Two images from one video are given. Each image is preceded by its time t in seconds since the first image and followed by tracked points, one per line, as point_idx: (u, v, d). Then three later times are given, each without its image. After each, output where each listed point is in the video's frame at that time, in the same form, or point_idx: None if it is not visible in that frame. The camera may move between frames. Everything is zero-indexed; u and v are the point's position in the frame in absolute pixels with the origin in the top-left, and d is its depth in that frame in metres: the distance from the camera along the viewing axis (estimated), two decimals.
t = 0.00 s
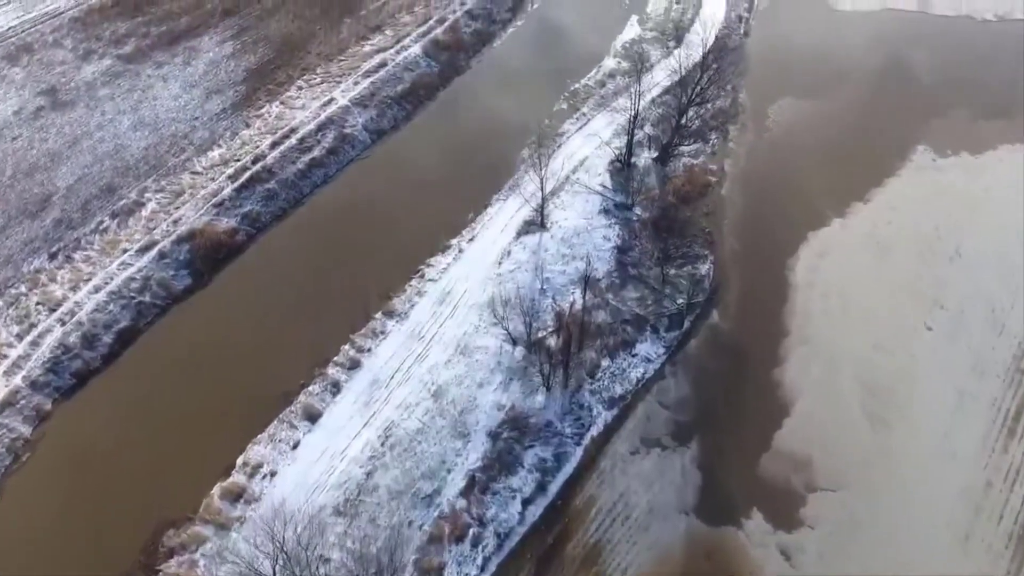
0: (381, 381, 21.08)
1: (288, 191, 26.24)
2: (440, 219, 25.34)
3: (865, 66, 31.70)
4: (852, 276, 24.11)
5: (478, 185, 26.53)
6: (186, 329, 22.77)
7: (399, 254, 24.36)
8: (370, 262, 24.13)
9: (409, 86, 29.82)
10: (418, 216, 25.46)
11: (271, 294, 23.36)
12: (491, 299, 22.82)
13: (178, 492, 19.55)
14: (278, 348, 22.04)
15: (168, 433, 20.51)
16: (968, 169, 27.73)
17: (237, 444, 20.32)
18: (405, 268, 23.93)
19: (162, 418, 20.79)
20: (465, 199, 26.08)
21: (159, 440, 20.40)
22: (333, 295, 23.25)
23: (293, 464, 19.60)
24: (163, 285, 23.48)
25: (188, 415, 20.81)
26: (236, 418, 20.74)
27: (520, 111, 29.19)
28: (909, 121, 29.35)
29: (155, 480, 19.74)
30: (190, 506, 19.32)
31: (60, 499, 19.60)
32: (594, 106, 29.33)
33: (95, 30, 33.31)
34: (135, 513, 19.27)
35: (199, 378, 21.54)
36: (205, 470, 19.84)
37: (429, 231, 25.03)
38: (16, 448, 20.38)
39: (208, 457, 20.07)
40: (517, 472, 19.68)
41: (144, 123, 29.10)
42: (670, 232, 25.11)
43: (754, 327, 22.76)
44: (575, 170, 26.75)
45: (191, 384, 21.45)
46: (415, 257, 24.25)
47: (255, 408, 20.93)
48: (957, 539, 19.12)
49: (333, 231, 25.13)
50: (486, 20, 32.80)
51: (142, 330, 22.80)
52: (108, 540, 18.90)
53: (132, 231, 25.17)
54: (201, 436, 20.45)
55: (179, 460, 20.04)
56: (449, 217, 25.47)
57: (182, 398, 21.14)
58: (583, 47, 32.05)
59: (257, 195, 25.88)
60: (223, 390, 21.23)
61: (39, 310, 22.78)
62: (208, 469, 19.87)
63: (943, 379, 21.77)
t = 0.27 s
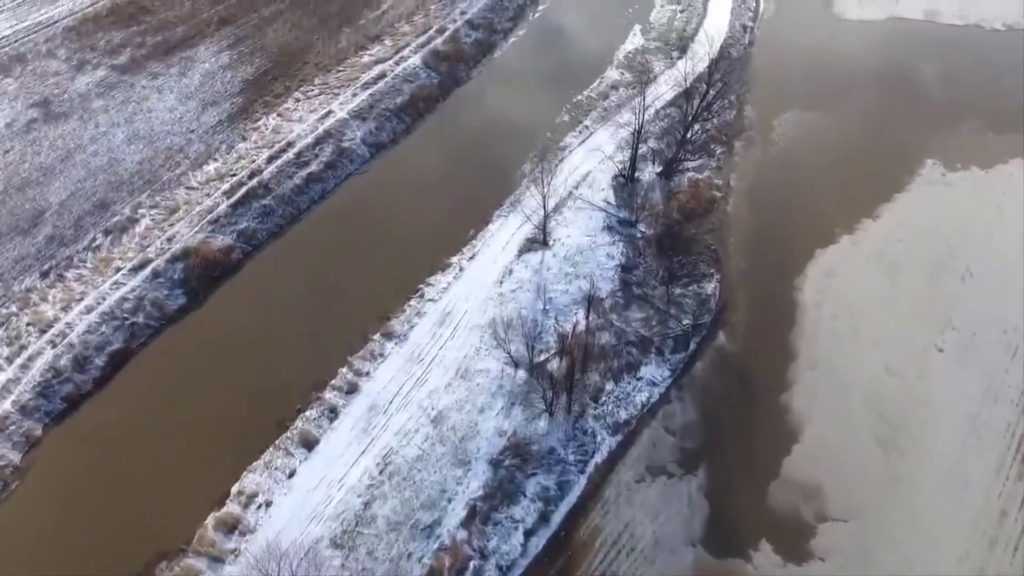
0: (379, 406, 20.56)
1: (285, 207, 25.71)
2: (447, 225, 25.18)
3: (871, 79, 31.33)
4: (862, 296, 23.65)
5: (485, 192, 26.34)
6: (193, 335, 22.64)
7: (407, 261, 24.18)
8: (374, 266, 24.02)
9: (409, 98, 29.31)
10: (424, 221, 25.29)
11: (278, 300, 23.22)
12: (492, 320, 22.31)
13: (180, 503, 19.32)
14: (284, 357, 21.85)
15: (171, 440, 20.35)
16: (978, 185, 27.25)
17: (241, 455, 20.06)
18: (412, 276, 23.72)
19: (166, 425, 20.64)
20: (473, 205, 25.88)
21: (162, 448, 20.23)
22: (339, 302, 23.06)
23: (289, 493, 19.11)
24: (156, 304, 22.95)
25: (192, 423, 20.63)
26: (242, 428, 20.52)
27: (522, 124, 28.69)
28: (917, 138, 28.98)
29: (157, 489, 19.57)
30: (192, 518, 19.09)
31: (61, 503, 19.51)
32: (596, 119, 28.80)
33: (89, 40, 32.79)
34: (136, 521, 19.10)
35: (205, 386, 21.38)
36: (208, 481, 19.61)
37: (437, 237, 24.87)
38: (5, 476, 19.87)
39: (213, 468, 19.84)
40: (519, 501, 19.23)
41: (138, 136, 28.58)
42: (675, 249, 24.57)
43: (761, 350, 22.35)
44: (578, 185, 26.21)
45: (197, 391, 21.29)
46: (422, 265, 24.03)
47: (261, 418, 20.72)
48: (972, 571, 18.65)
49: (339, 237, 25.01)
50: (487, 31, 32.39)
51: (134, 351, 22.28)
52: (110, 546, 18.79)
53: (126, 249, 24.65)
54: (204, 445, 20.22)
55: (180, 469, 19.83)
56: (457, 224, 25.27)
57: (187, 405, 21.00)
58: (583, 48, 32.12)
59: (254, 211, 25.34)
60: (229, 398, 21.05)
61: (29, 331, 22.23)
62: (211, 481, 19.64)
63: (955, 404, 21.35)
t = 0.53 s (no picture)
0: (378, 429, 20.10)
1: (283, 221, 25.25)
2: (451, 235, 24.82)
3: (877, 89, 30.94)
4: (871, 315, 23.32)
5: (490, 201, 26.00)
6: (195, 345, 22.38)
7: (412, 271, 23.88)
8: (378, 272, 23.82)
9: (409, 109, 28.87)
10: (428, 230, 24.98)
11: (281, 308, 22.99)
12: (494, 340, 21.86)
13: (181, 516, 19.02)
14: (286, 368, 21.55)
15: (173, 450, 20.07)
16: (988, 197, 26.79)
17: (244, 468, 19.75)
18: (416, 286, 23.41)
19: (168, 435, 20.38)
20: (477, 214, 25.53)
21: (164, 458, 19.96)
22: (343, 313, 22.78)
23: (286, 521, 18.65)
24: (151, 323, 22.48)
25: (196, 429, 20.43)
26: (244, 439, 20.20)
27: (524, 135, 28.23)
28: (925, 149, 28.56)
29: (158, 500, 19.29)
30: (194, 532, 18.80)
31: (65, 505, 19.39)
32: (598, 130, 28.33)
33: (84, 48, 32.32)
34: (137, 533, 18.82)
35: (206, 396, 21.11)
36: (209, 495, 19.31)
37: (441, 247, 24.54)
38: None
39: (215, 481, 19.52)
40: (522, 528, 18.79)
41: (134, 148, 28.10)
42: (680, 265, 24.11)
43: (769, 371, 21.91)
44: (580, 199, 25.75)
45: (198, 402, 21.01)
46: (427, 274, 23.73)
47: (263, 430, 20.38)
48: None
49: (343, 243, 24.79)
50: (488, 40, 31.98)
51: (128, 372, 21.80)
52: (110, 551, 18.59)
53: (120, 265, 24.16)
54: (207, 458, 19.92)
55: (183, 481, 19.56)
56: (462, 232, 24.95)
57: (189, 415, 20.74)
58: (585, 54, 31.83)
59: (250, 226, 24.88)
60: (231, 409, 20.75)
61: (20, 351, 21.73)
62: (212, 494, 19.34)
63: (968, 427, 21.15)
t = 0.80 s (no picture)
0: (377, 453, 19.66)
1: (280, 236, 24.80)
2: (457, 244, 24.55)
3: (884, 99, 30.52)
4: (880, 332, 22.83)
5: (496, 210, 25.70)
6: (198, 353, 22.17)
7: (416, 278, 23.66)
8: (381, 276, 23.69)
9: (409, 120, 28.40)
10: (433, 239, 24.72)
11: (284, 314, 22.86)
12: (495, 360, 21.41)
13: (186, 523, 18.83)
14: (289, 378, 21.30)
15: (177, 457, 19.88)
16: (997, 212, 26.38)
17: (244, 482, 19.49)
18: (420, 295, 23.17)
19: (170, 445, 20.13)
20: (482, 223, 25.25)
21: (164, 469, 19.71)
22: (346, 321, 22.56)
23: (282, 549, 18.21)
24: (145, 342, 22.02)
25: (199, 436, 20.24)
26: (244, 452, 19.92)
27: (526, 148, 27.77)
28: (935, 162, 28.10)
29: (160, 512, 19.03)
30: (201, 538, 18.63)
31: (69, 515, 19.16)
32: (601, 142, 27.85)
33: (79, 57, 31.88)
34: (136, 547, 18.55)
35: (209, 406, 20.88)
36: (212, 507, 19.06)
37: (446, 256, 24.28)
38: None
39: (214, 495, 19.25)
40: (524, 557, 18.36)
41: (128, 161, 27.63)
42: (685, 282, 23.65)
43: (776, 391, 21.52)
44: (583, 214, 25.29)
45: (201, 412, 20.78)
46: (431, 284, 23.48)
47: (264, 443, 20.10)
48: None
49: (345, 249, 24.67)
50: (488, 49, 31.53)
51: (121, 393, 21.34)
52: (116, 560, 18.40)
53: (114, 281, 23.69)
54: (209, 469, 19.67)
55: (187, 488, 19.37)
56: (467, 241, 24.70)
57: (191, 425, 20.50)
58: (587, 63, 31.40)
59: (247, 242, 24.43)
60: (233, 420, 20.49)
61: (11, 372, 21.24)
62: (214, 507, 19.08)
63: (980, 450, 20.76)
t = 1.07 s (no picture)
0: (376, 479, 19.24)
1: (277, 252, 24.33)
2: (460, 249, 24.42)
3: (891, 108, 30.07)
4: (891, 350, 22.35)
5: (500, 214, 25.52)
6: (193, 370, 21.77)
7: (418, 284, 23.51)
8: (382, 282, 23.53)
9: (409, 131, 27.93)
10: (437, 244, 24.58)
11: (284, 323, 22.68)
12: (497, 381, 20.97)
13: (192, 536, 18.58)
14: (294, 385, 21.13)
15: (178, 471, 19.61)
16: (1009, 225, 25.85)
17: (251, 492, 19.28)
18: (425, 301, 23.04)
19: (170, 459, 19.85)
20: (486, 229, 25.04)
21: (166, 482, 19.43)
22: (348, 327, 22.41)
23: None
24: (139, 363, 21.58)
25: (201, 448, 19.99)
26: (249, 463, 19.68)
27: (527, 160, 27.29)
28: (944, 173, 27.61)
29: (163, 527, 18.76)
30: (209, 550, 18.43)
31: (69, 536, 18.80)
32: (603, 155, 27.37)
33: (74, 67, 31.41)
34: (142, 562, 18.27)
35: (210, 417, 20.65)
36: (217, 519, 18.83)
37: (449, 260, 24.18)
38: None
39: (220, 507, 18.99)
40: None
41: (123, 173, 27.18)
42: (690, 300, 23.22)
43: (784, 413, 21.10)
44: (586, 229, 24.83)
45: (204, 422, 20.56)
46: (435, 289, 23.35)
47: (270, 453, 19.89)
48: None
49: (344, 257, 24.44)
50: (489, 58, 31.05)
51: (115, 415, 20.90)
52: None
53: (107, 298, 23.23)
54: (212, 481, 19.42)
55: (191, 501, 19.12)
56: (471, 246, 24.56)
57: (192, 438, 20.25)
58: (588, 70, 31.04)
59: (244, 258, 23.97)
60: (237, 429, 20.27)
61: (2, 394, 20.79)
62: (220, 519, 18.85)
63: (994, 473, 20.26)
